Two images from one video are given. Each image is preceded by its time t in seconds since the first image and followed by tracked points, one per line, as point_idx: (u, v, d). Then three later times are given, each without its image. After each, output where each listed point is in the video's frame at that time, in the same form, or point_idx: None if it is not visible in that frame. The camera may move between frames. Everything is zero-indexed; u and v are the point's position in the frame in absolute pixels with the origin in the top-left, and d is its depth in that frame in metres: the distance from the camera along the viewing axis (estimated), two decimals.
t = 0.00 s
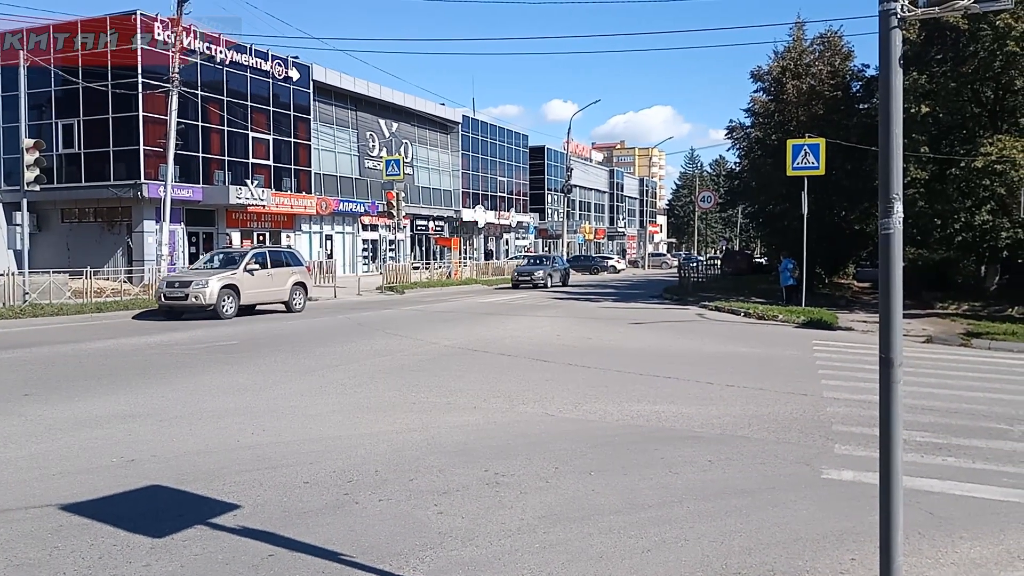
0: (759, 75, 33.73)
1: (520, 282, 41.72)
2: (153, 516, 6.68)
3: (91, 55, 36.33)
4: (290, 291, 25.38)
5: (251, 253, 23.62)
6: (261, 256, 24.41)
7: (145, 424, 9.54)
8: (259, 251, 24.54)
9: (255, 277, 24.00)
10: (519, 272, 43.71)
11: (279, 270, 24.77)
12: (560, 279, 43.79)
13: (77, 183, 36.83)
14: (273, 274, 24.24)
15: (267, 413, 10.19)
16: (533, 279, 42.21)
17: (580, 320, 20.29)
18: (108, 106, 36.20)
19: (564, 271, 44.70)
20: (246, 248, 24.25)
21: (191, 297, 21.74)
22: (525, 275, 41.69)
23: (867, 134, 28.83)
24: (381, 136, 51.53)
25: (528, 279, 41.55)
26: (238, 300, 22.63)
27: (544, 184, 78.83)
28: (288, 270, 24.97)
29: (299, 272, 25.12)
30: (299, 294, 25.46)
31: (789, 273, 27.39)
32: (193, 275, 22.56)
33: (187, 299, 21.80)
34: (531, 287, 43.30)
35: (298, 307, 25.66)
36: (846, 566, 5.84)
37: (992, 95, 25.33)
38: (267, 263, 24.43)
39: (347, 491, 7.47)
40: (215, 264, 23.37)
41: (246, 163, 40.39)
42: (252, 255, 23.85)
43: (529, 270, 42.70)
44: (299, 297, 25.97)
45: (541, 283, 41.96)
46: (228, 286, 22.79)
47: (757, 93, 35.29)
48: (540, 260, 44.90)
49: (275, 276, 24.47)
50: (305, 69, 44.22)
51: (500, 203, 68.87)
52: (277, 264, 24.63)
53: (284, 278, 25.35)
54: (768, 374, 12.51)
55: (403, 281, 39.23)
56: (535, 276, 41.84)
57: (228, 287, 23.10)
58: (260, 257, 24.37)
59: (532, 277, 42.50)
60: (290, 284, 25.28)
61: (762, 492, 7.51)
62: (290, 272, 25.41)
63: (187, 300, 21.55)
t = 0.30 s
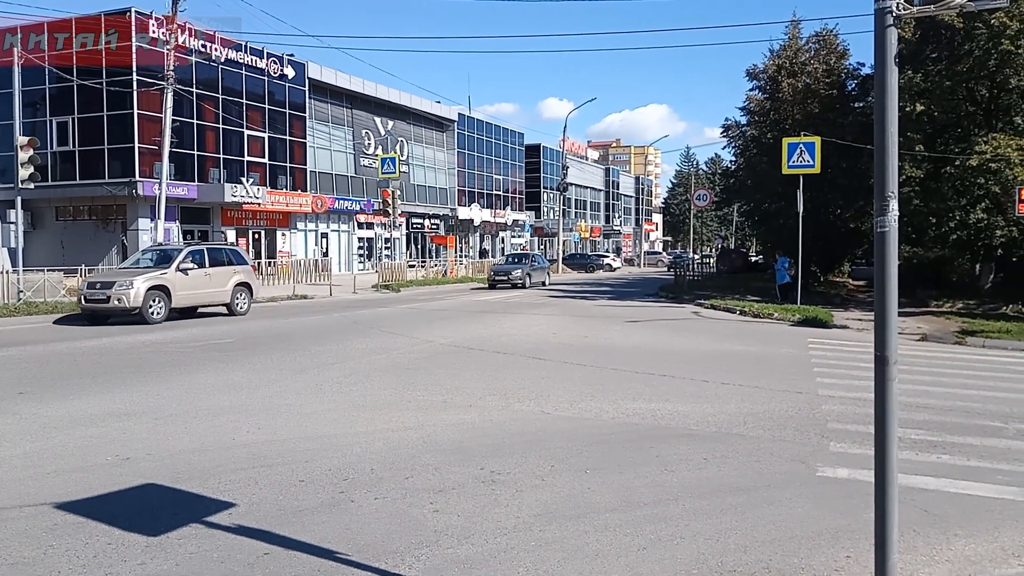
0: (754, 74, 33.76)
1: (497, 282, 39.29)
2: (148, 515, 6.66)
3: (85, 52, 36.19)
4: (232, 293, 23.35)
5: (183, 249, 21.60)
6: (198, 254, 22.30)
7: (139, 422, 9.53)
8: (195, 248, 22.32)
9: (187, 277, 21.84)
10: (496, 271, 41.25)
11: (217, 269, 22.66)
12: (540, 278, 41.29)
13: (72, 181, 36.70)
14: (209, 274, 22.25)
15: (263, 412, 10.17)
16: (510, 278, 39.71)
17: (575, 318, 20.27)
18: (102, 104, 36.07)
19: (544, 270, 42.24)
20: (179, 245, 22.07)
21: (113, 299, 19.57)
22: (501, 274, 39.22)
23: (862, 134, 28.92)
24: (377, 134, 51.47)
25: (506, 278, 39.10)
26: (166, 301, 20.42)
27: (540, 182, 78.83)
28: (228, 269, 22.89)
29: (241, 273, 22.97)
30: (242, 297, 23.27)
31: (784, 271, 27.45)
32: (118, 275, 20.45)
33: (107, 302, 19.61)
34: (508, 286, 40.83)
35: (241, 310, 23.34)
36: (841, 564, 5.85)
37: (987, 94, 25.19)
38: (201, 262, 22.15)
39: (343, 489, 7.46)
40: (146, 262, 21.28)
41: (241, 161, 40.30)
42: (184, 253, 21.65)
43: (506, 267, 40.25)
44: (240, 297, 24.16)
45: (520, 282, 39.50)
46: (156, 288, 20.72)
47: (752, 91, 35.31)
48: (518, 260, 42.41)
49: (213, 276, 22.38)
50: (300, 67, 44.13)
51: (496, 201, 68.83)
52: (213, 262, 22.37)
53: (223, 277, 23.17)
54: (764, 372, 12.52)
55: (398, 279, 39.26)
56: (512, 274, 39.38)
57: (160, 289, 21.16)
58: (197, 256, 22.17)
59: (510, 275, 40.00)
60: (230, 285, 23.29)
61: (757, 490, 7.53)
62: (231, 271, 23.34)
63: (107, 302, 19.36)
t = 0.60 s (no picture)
0: (753, 75, 33.76)
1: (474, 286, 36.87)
2: (146, 516, 6.65)
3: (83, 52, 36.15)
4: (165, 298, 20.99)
5: (107, 250, 19.41)
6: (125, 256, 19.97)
7: (137, 423, 9.51)
8: (122, 249, 20.01)
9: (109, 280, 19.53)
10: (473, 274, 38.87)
11: (147, 272, 20.34)
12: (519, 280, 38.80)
13: (69, 181, 36.69)
14: (137, 277, 20.02)
15: (261, 412, 10.16)
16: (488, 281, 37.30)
17: (573, 319, 20.27)
18: (100, 104, 36.04)
19: (526, 271, 39.83)
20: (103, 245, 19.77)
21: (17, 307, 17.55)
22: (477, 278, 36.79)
23: (860, 135, 28.78)
24: (375, 135, 51.45)
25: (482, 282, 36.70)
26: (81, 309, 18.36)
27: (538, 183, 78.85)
28: (160, 272, 20.62)
29: (176, 276, 20.62)
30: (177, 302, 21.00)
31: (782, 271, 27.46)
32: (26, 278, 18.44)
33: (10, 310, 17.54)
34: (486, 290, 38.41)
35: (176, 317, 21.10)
36: (838, 564, 5.86)
37: (984, 95, 25.27)
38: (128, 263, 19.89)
39: (341, 490, 7.46)
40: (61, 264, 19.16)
41: (239, 161, 40.28)
42: (106, 254, 19.44)
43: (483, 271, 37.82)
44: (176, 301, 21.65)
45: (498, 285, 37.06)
46: (69, 293, 18.41)
47: (750, 92, 35.29)
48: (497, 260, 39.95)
49: (142, 280, 20.13)
50: (298, 68, 44.08)
51: (495, 202, 68.83)
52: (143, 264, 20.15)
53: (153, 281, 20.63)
54: (762, 374, 12.52)
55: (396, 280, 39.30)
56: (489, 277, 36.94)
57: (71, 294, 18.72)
58: (121, 258, 19.79)
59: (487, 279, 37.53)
60: (162, 287, 20.64)
61: (755, 491, 7.53)
62: (164, 273, 20.78)
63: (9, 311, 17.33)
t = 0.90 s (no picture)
0: (744, 78, 33.81)
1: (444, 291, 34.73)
2: (136, 519, 6.62)
3: (74, 53, 35.96)
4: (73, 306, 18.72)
5: None
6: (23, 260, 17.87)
7: (127, 426, 9.47)
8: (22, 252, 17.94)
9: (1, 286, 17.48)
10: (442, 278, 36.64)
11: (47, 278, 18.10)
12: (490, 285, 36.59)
13: (59, 183, 36.54)
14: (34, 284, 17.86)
15: (252, 415, 10.13)
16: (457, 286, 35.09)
17: (565, 321, 20.28)
18: (90, 106, 35.90)
19: (499, 274, 37.80)
20: None
21: None
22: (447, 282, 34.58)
23: (850, 138, 29.35)
24: (367, 137, 51.36)
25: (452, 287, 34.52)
26: None
27: (530, 185, 78.87)
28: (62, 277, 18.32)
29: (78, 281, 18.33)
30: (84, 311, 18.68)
31: (773, 274, 27.40)
32: None
33: None
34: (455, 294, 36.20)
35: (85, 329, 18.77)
36: (830, 566, 5.86)
37: (974, 99, 25.62)
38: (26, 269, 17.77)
39: (333, 493, 7.43)
40: None
41: (230, 163, 40.17)
42: None
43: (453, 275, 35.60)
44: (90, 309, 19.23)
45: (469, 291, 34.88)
46: None
47: (742, 95, 35.35)
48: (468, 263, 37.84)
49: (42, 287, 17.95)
50: (291, 70, 44.02)
51: (487, 204, 68.84)
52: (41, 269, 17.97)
53: (59, 287, 18.40)
54: (755, 375, 12.54)
55: (388, 282, 39.26)
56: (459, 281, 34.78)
57: None
58: (18, 260, 17.73)
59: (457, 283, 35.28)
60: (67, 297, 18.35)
61: (747, 493, 7.54)
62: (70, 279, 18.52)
63: None
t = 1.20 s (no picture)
0: (722, 84, 34.09)
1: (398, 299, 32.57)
2: (110, 530, 6.54)
3: (49, 56, 35.58)
4: None
5: None
6: None
7: (102, 436, 9.36)
8: None
9: None
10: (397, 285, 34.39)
11: None
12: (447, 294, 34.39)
13: (34, 189, 36.17)
14: None
15: (229, 424, 10.05)
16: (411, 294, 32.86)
17: (545, 327, 20.27)
18: (66, 111, 35.55)
19: (457, 283, 35.71)
20: None
21: None
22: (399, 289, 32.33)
23: (827, 143, 29.54)
24: (346, 143, 51.20)
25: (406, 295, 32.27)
26: None
27: (510, 192, 78.94)
28: None
29: None
30: None
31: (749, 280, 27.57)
32: None
33: None
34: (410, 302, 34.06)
35: None
36: (807, 570, 5.89)
37: (949, 105, 25.97)
38: None
39: (310, 502, 7.37)
40: None
41: (209, 169, 39.90)
42: None
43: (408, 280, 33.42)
44: None
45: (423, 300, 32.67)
46: None
47: (720, 101, 35.57)
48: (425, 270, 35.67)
49: None
50: (269, 75, 43.85)
51: (467, 210, 68.83)
52: None
53: None
54: (733, 381, 12.59)
55: (367, 289, 39.12)
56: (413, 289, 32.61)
57: None
58: None
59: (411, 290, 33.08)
60: None
61: (725, 498, 7.57)
62: None
63: None
